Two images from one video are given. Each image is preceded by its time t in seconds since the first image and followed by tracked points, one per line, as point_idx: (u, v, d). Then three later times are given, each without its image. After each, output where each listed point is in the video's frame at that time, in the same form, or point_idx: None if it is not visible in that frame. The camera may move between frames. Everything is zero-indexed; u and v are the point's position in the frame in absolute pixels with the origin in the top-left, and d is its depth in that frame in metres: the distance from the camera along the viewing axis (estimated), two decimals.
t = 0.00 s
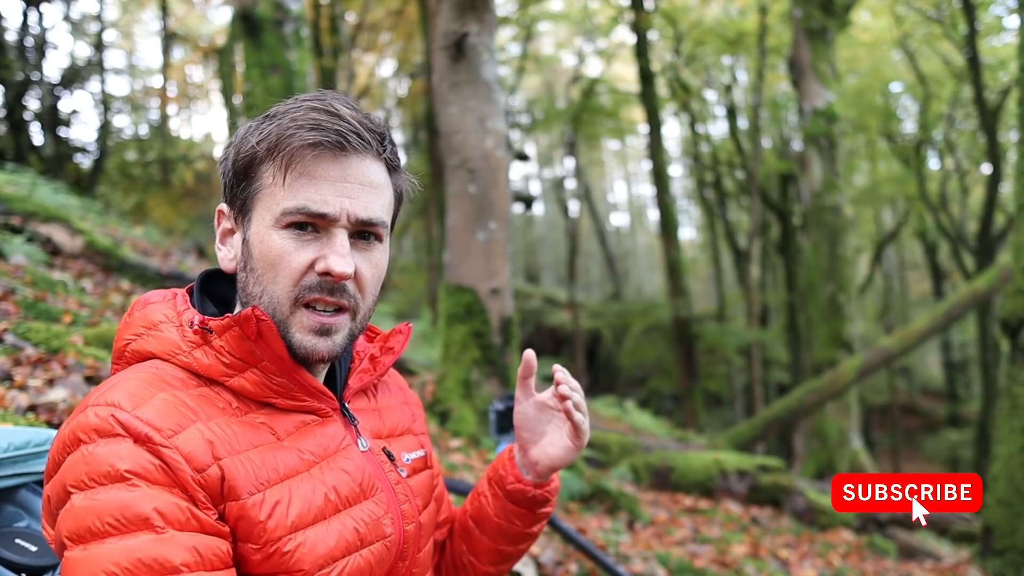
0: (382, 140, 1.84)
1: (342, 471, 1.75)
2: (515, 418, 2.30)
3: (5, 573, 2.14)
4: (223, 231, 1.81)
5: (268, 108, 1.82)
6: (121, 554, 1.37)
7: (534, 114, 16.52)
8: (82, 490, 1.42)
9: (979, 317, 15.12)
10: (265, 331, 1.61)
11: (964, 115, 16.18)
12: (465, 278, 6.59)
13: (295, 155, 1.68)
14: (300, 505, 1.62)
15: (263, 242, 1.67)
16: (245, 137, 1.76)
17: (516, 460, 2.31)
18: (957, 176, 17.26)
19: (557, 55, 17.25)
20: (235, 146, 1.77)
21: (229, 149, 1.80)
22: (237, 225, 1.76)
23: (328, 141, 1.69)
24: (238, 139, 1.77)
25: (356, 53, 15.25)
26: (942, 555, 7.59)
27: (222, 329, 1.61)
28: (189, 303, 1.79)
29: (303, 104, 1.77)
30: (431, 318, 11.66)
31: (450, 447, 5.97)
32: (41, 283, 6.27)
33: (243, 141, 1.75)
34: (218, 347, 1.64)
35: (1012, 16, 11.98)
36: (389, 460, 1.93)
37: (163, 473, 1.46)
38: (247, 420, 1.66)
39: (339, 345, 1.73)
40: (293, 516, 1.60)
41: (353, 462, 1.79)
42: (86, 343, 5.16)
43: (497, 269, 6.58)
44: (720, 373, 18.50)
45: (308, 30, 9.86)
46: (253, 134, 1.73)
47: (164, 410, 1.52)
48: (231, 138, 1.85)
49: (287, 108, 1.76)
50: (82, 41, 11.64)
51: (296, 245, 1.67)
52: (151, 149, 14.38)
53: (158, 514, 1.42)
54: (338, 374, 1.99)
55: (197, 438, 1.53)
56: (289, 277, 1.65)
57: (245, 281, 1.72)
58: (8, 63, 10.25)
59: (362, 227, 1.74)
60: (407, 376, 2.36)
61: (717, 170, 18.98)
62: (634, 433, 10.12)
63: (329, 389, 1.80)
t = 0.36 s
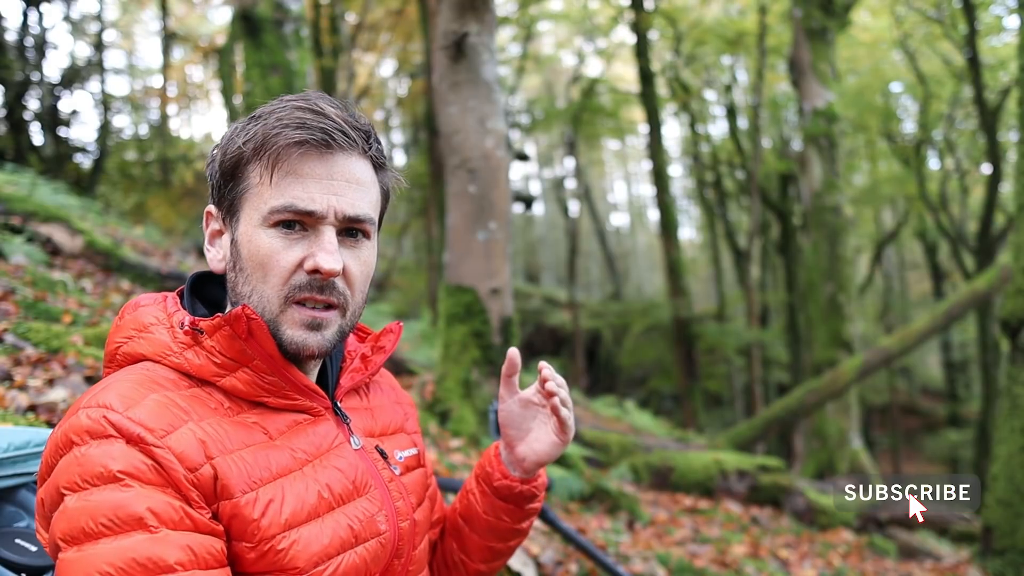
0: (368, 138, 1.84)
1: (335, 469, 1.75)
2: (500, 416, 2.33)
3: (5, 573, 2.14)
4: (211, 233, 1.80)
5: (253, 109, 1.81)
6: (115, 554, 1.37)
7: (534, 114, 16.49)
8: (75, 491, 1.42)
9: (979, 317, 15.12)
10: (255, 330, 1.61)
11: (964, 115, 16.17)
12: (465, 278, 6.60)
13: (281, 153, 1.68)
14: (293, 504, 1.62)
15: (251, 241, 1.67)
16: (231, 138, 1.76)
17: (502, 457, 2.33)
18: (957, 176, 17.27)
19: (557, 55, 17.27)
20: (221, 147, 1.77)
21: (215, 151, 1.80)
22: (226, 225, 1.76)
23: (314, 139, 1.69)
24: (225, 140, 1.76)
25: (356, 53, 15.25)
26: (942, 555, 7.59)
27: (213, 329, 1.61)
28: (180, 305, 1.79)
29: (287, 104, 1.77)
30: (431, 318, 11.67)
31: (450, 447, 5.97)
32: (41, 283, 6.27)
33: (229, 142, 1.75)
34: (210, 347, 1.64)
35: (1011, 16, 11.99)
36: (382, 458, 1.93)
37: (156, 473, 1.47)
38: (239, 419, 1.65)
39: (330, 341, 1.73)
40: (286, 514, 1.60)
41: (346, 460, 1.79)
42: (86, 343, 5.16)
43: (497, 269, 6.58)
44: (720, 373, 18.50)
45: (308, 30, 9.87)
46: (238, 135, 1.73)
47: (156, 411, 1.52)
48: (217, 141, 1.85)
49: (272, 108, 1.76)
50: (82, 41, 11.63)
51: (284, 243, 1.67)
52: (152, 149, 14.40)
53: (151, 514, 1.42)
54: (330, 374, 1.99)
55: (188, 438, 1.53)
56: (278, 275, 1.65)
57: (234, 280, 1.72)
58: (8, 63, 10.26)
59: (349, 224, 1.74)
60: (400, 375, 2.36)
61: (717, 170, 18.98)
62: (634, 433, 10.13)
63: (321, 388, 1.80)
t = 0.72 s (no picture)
0: (366, 136, 1.84)
1: (335, 471, 1.75)
2: (498, 414, 2.32)
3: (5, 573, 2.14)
4: (210, 233, 1.80)
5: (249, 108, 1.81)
6: (115, 556, 1.37)
7: (534, 114, 16.47)
8: (75, 493, 1.42)
9: (979, 317, 15.10)
10: (255, 331, 1.61)
11: (965, 115, 16.17)
12: (465, 278, 6.59)
13: (279, 153, 1.68)
14: (293, 505, 1.62)
15: (251, 240, 1.67)
16: (228, 138, 1.75)
17: (501, 454, 2.32)
18: (957, 176, 17.27)
19: (557, 55, 17.26)
20: (218, 148, 1.76)
21: (212, 151, 1.80)
22: (225, 225, 1.75)
23: (312, 138, 1.69)
24: (222, 140, 1.76)
25: (356, 53, 15.27)
26: (942, 555, 7.58)
27: (213, 330, 1.61)
28: (180, 305, 1.79)
29: (283, 103, 1.77)
30: (431, 318, 11.67)
31: (450, 447, 5.96)
32: (41, 283, 6.27)
33: (226, 142, 1.74)
34: (209, 348, 1.64)
35: (1011, 16, 11.98)
36: (382, 459, 1.93)
37: (155, 475, 1.47)
38: (239, 421, 1.65)
39: (331, 340, 1.73)
40: (286, 516, 1.60)
41: (346, 461, 1.79)
42: (86, 344, 5.16)
43: (497, 269, 6.58)
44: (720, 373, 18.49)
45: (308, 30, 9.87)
46: (235, 134, 1.73)
47: (155, 412, 1.52)
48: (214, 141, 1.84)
49: (268, 106, 1.76)
50: (82, 41, 11.64)
51: (284, 241, 1.67)
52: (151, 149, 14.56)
53: (151, 516, 1.42)
54: (331, 375, 1.99)
55: (188, 440, 1.53)
56: (277, 274, 1.65)
57: (234, 280, 1.72)
58: (8, 63, 10.26)
59: (348, 221, 1.74)
60: (400, 376, 2.36)
61: (717, 170, 18.98)
62: (634, 433, 10.13)
63: (321, 389, 1.80)
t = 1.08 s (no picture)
0: (377, 137, 1.84)
1: (339, 471, 1.74)
2: (512, 408, 2.33)
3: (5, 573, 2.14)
4: (218, 232, 1.79)
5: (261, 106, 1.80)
6: (119, 555, 1.37)
7: (534, 114, 16.46)
8: (79, 492, 1.42)
9: (979, 317, 15.10)
10: (262, 330, 1.61)
11: (964, 115, 16.18)
12: (465, 277, 6.59)
13: (293, 153, 1.67)
14: (297, 506, 1.62)
15: (261, 240, 1.66)
16: (239, 136, 1.74)
17: (514, 448, 2.32)
18: (957, 176, 17.28)
19: (557, 55, 17.27)
20: (229, 145, 1.75)
21: (222, 148, 1.79)
22: (234, 224, 1.74)
23: (327, 139, 1.69)
24: (233, 139, 1.75)
25: (356, 53, 15.31)
26: (942, 555, 7.58)
27: (218, 330, 1.61)
28: (185, 304, 1.79)
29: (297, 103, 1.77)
30: (431, 318, 11.66)
31: (450, 447, 5.96)
32: (41, 283, 6.27)
33: (237, 140, 1.73)
34: (215, 347, 1.63)
35: (1011, 16, 11.99)
36: (386, 459, 1.93)
37: (160, 475, 1.46)
38: (244, 420, 1.65)
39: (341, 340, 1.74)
40: (290, 516, 1.60)
41: (350, 461, 1.79)
42: (86, 344, 5.15)
43: (498, 269, 6.58)
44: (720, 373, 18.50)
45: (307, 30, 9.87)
46: (247, 134, 1.72)
47: (160, 412, 1.52)
48: (222, 139, 1.83)
49: (280, 106, 1.76)
50: (82, 41, 11.64)
51: (296, 242, 1.67)
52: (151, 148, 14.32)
53: (155, 516, 1.42)
54: (335, 375, 2.00)
55: (193, 439, 1.53)
56: (289, 274, 1.65)
57: (243, 279, 1.71)
58: (8, 63, 10.26)
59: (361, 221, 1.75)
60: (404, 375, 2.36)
61: (717, 170, 18.99)
62: (634, 433, 10.12)
63: (326, 389, 1.79)
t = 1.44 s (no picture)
0: (401, 153, 1.85)
1: (340, 474, 1.74)
2: (631, 408, 2.16)
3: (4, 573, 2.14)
4: (229, 228, 1.77)
5: (293, 105, 1.79)
6: (120, 557, 1.37)
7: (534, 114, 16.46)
8: (79, 494, 1.43)
9: (979, 317, 15.11)
10: (266, 331, 1.61)
11: (964, 115, 16.19)
12: (465, 278, 6.59)
13: (321, 161, 1.67)
14: (298, 509, 1.62)
15: (279, 245, 1.65)
16: (265, 135, 1.74)
17: (619, 449, 2.15)
18: (957, 176, 17.29)
19: (557, 55, 17.27)
20: (255, 142, 1.74)
21: (243, 142, 1.78)
22: (247, 223, 1.73)
23: (358, 152, 1.69)
24: (256, 136, 1.75)
25: (356, 53, 15.32)
26: (942, 555, 7.58)
27: (221, 331, 1.62)
28: (187, 305, 1.79)
29: (330, 110, 1.77)
30: (431, 318, 11.66)
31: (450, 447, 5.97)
32: (41, 283, 6.27)
33: (263, 140, 1.73)
34: (217, 348, 1.63)
35: (1011, 16, 12.00)
36: (387, 461, 1.93)
37: (160, 477, 1.47)
38: (245, 422, 1.65)
39: (349, 350, 1.74)
40: (291, 519, 1.60)
41: (351, 464, 1.78)
42: (86, 344, 5.15)
43: (498, 269, 6.58)
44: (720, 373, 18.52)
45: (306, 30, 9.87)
46: (276, 135, 1.72)
47: (161, 413, 1.52)
48: (243, 132, 1.82)
49: (312, 111, 1.75)
50: (82, 41, 11.65)
51: (315, 251, 1.66)
52: (151, 148, 14.34)
53: (156, 518, 1.42)
54: (336, 376, 1.99)
55: (194, 442, 1.53)
56: (306, 283, 1.65)
57: (255, 281, 1.70)
58: (8, 63, 10.26)
59: (379, 235, 1.74)
60: (406, 377, 2.36)
61: (717, 170, 19.00)
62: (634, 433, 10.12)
63: (327, 390, 1.79)
